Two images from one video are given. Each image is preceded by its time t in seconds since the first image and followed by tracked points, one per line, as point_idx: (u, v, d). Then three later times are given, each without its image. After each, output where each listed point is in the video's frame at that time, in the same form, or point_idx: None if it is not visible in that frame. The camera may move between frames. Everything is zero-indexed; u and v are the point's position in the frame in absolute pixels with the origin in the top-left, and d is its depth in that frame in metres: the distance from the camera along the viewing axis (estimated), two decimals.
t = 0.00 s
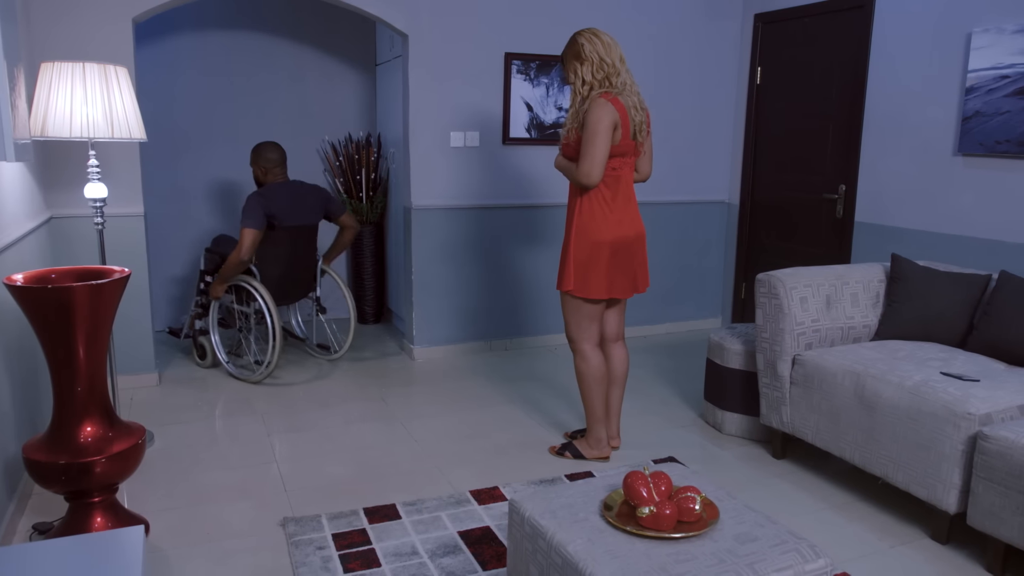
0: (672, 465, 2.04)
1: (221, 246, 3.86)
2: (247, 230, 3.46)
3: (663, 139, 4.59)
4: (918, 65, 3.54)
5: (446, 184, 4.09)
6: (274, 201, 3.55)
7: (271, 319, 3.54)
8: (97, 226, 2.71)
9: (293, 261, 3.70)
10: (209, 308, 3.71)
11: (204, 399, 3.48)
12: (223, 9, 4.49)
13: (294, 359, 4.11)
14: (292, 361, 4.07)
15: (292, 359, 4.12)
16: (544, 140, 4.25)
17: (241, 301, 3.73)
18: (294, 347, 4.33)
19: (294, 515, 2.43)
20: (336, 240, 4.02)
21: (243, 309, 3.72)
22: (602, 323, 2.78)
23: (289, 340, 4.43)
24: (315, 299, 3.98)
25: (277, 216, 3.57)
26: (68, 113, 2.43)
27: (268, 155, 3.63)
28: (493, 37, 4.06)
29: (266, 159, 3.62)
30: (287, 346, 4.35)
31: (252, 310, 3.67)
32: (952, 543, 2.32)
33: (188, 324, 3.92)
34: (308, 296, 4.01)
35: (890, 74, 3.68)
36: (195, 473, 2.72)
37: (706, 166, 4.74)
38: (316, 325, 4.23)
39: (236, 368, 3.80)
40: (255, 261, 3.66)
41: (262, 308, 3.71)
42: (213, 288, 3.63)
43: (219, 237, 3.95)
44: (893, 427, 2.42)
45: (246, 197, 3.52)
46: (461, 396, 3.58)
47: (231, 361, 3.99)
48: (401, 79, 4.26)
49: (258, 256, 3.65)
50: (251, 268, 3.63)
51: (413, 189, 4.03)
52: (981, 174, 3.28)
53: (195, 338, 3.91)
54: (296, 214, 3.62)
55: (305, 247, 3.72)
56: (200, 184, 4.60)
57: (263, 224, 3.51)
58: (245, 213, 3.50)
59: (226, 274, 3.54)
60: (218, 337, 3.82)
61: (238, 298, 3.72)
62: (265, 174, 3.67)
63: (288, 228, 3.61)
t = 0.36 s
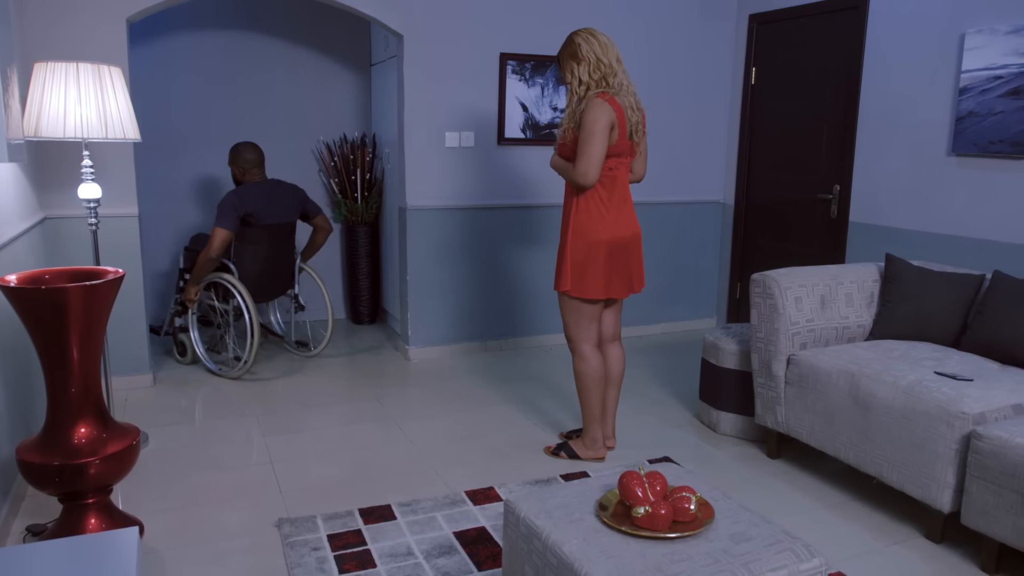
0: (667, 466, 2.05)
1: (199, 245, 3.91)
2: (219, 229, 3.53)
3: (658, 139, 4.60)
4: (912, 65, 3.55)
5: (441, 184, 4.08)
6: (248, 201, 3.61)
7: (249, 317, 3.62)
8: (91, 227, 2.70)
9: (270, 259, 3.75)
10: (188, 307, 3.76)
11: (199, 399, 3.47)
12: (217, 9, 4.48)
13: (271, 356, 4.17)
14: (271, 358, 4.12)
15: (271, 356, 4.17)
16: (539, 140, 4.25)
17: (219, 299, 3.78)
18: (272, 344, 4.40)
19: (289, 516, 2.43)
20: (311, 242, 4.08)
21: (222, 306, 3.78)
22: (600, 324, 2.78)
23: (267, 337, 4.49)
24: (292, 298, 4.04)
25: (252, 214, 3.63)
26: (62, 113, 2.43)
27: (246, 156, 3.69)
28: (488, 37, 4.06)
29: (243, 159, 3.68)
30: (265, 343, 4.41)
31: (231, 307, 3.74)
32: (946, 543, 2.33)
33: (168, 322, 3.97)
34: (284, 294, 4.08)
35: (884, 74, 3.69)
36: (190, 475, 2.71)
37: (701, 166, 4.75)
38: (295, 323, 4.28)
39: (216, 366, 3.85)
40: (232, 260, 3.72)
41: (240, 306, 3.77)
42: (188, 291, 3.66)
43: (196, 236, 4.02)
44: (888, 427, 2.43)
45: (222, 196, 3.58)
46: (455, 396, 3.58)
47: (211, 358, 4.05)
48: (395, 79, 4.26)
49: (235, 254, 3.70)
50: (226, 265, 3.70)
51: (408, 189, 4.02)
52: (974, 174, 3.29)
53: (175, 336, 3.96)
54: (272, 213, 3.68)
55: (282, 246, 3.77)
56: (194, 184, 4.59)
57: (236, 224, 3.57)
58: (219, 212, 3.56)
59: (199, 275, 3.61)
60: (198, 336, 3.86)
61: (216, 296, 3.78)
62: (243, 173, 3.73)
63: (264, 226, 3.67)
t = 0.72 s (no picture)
0: (661, 466, 2.05)
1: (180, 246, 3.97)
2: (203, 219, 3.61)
3: (652, 140, 4.61)
4: (904, 66, 3.56)
5: (434, 185, 4.08)
6: (231, 196, 3.71)
7: (231, 314, 3.69)
8: (83, 228, 2.69)
9: (251, 257, 3.81)
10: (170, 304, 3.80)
11: (192, 401, 3.46)
12: (210, 9, 4.46)
13: (250, 353, 4.24)
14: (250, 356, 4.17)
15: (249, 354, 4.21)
16: (533, 140, 4.25)
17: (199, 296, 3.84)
18: (253, 342, 4.44)
19: (283, 518, 2.42)
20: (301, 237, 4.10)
21: (203, 304, 3.85)
22: (596, 325, 2.78)
23: (247, 336, 4.54)
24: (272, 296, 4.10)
25: (234, 210, 3.72)
26: (54, 113, 2.41)
27: (229, 155, 3.80)
28: (481, 38, 4.06)
29: (227, 159, 3.79)
30: (244, 340, 4.47)
31: (212, 305, 3.80)
32: (939, 541, 2.34)
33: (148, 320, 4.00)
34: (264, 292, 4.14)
35: (876, 75, 3.70)
36: (183, 477, 2.70)
37: (695, 167, 4.76)
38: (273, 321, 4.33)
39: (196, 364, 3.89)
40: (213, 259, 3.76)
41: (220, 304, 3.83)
42: (180, 278, 3.68)
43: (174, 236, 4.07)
44: (881, 426, 2.43)
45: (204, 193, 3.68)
46: (449, 398, 3.58)
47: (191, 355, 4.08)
48: (389, 80, 4.25)
49: (217, 253, 3.75)
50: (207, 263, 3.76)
51: (402, 190, 4.02)
52: (965, 175, 3.31)
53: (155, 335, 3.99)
54: (252, 210, 3.77)
55: (264, 244, 3.82)
56: (187, 185, 4.57)
57: (219, 216, 3.66)
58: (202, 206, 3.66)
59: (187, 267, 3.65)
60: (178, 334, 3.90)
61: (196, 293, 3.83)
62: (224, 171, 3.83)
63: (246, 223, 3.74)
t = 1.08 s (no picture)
0: (654, 467, 2.05)
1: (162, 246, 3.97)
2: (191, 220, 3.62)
3: (645, 142, 4.61)
4: (896, 68, 3.58)
5: (427, 186, 4.08)
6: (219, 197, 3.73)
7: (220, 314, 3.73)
8: (75, 230, 2.68)
9: (236, 258, 3.85)
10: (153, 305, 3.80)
11: (184, 404, 3.45)
12: (203, 10, 4.46)
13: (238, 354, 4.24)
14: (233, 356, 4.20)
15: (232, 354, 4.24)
16: (526, 142, 4.26)
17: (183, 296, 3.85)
18: (240, 343, 4.45)
19: (276, 520, 2.42)
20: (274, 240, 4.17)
21: (187, 305, 3.84)
22: (592, 327, 2.78)
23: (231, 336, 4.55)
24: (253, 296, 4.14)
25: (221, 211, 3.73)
26: (46, 115, 2.40)
27: (218, 156, 3.81)
28: (475, 40, 4.06)
29: (214, 161, 3.80)
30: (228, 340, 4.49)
31: (198, 305, 3.83)
32: (932, 541, 2.35)
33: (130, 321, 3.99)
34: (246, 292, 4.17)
35: (868, 77, 3.71)
36: (176, 479, 2.69)
37: (689, 168, 4.77)
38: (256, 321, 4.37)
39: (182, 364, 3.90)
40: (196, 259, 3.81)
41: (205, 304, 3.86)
42: (163, 279, 3.69)
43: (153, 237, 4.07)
44: (874, 427, 2.44)
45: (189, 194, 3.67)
46: (442, 399, 3.58)
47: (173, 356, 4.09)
48: (382, 82, 4.25)
49: (202, 253, 3.79)
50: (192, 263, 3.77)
51: (395, 191, 4.02)
52: (957, 176, 3.32)
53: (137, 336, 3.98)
54: (238, 212, 3.79)
55: (247, 244, 3.87)
56: (180, 186, 4.56)
57: (207, 217, 3.67)
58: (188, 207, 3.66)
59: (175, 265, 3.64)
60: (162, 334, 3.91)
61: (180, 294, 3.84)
62: (211, 170, 3.84)
63: (232, 224, 3.77)
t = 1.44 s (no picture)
0: (648, 468, 2.05)
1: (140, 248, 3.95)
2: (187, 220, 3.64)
3: (638, 143, 4.62)
4: (887, 70, 3.59)
5: (421, 188, 4.08)
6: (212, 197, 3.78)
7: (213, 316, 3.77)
8: (67, 232, 2.66)
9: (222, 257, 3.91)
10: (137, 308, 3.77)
11: (177, 406, 3.43)
12: (196, 12, 4.45)
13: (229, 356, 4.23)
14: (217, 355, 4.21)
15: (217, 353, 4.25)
16: (520, 144, 4.26)
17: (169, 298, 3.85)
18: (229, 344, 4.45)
19: (270, 523, 2.41)
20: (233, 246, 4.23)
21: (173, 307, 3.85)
22: (586, 330, 2.78)
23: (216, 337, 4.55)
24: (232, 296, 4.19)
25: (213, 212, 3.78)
26: (37, 116, 2.39)
27: (206, 158, 3.85)
28: (469, 42, 4.07)
29: (201, 162, 3.84)
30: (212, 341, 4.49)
31: (185, 307, 3.84)
32: (924, 542, 2.36)
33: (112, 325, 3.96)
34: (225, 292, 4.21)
35: (860, 80, 3.73)
36: (168, 482, 2.68)
37: (682, 170, 4.78)
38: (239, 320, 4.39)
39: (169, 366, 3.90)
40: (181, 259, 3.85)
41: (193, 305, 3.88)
42: (152, 282, 3.68)
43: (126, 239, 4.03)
44: (866, 428, 2.45)
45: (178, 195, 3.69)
46: (436, 401, 3.57)
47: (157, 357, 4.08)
48: (375, 84, 4.25)
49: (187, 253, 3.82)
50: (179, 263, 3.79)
51: (389, 193, 4.02)
52: (948, 178, 3.34)
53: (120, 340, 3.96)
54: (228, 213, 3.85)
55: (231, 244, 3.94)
56: (172, 188, 4.55)
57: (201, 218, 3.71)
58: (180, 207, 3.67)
59: (168, 265, 3.65)
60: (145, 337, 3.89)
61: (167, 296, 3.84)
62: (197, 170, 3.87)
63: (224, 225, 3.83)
